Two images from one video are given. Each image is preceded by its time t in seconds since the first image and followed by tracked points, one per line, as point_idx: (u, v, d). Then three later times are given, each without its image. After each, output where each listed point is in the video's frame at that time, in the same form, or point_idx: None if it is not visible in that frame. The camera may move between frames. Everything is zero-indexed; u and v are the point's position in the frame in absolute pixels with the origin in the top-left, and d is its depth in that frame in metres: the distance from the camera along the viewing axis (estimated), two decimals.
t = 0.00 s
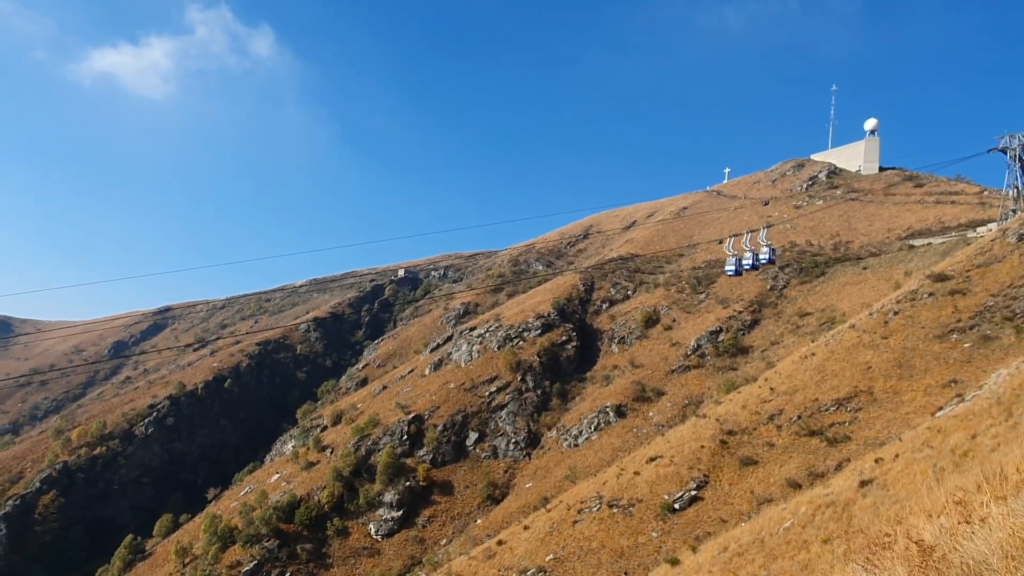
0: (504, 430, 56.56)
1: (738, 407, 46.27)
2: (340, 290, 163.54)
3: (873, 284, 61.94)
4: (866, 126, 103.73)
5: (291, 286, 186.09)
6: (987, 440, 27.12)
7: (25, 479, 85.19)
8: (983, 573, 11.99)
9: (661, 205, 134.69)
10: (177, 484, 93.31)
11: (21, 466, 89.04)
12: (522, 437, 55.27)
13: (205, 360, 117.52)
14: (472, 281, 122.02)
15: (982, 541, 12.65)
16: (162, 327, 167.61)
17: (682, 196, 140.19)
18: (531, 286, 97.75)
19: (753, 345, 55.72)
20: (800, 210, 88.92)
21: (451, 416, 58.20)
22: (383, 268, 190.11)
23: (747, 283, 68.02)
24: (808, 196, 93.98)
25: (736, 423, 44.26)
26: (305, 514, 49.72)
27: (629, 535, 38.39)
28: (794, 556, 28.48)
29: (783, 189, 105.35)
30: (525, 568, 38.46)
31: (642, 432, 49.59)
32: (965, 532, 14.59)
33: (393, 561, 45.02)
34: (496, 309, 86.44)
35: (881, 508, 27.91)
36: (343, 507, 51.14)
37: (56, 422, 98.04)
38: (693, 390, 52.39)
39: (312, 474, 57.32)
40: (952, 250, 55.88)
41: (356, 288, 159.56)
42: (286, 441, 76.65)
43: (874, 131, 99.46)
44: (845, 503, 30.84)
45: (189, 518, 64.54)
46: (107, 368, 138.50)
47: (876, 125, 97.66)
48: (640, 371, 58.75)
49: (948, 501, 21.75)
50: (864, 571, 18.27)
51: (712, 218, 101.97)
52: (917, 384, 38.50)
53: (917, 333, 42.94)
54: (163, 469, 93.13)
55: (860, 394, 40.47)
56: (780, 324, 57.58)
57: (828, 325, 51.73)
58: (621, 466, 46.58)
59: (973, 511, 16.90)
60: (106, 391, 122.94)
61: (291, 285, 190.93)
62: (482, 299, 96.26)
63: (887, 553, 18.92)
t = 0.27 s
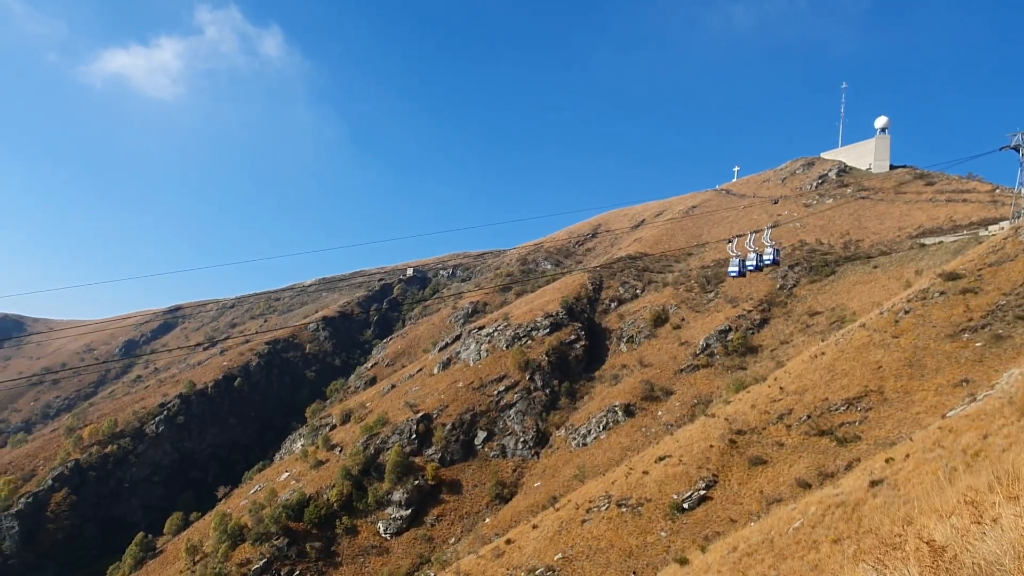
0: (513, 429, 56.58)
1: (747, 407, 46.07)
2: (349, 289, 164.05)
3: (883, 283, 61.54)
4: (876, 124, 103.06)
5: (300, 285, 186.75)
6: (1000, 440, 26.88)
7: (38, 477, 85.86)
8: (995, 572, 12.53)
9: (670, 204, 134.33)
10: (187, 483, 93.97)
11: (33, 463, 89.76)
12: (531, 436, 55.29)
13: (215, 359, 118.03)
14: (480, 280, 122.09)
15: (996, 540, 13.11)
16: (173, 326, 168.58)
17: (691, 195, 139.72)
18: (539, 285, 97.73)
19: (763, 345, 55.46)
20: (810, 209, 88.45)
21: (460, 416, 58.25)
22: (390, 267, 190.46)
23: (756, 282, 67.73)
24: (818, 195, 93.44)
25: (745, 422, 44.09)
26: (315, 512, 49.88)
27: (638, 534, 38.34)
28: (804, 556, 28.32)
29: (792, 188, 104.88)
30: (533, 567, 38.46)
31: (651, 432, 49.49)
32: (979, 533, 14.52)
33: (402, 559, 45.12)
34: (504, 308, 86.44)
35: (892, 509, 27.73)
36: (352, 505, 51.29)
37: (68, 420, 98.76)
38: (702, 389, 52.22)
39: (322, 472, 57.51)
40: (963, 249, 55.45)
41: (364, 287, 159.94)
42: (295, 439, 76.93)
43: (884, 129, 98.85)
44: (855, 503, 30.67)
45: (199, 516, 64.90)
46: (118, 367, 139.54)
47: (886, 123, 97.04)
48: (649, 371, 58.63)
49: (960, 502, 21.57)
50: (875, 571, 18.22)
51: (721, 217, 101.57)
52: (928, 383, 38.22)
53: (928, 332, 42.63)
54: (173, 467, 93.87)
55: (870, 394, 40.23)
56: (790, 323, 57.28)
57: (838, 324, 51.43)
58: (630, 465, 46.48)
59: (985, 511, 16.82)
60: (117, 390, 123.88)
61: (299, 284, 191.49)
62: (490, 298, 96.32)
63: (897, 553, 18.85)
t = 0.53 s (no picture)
0: (518, 428, 56.60)
1: (753, 406, 45.95)
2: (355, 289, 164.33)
3: (890, 282, 61.27)
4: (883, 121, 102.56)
5: (306, 283, 186.97)
6: (1008, 439, 26.73)
7: (46, 474, 86.36)
8: (1005, 572, 12.57)
9: (676, 202, 134.01)
10: (194, 480, 94.09)
11: (42, 461, 90.27)
12: (536, 435, 55.27)
13: (222, 357, 118.35)
14: (486, 278, 122.08)
15: (1003, 540, 13.15)
16: (180, 325, 169.19)
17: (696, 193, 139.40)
18: (545, 283, 97.65)
19: (769, 343, 55.29)
20: (816, 207, 88.15)
21: (466, 414, 58.26)
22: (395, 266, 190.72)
23: (763, 281, 67.54)
24: (824, 193, 93.08)
25: (752, 421, 43.99)
26: (321, 510, 50.00)
27: (644, 533, 38.32)
28: (811, 555, 28.25)
29: (799, 186, 104.53)
30: (539, 565, 38.48)
31: (657, 430, 49.42)
32: (986, 531, 14.49)
33: (408, 557, 45.19)
34: (510, 307, 86.45)
35: (899, 507, 27.60)
36: (358, 504, 51.38)
37: (76, 418, 99.26)
38: (708, 388, 52.13)
39: (328, 471, 57.63)
40: (971, 246, 55.17)
41: (369, 287, 160.24)
42: (301, 438, 77.07)
43: (891, 127, 98.38)
44: (862, 502, 30.57)
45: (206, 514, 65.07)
46: (125, 365, 140.10)
47: (893, 120, 96.59)
48: (655, 369, 58.54)
49: (967, 501, 21.47)
50: (882, 570, 18.17)
51: (727, 215, 101.32)
52: (936, 382, 38.06)
53: (936, 331, 42.44)
54: (180, 465, 94.13)
55: (877, 392, 40.09)
56: (796, 322, 57.08)
57: (845, 323, 51.24)
58: (636, 464, 46.42)
59: (993, 510, 16.77)
60: (124, 388, 124.35)
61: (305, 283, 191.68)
62: (496, 297, 96.30)
63: (904, 553, 18.83)
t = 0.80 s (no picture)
0: (522, 427, 56.60)
1: (758, 405, 45.86)
2: (359, 287, 164.56)
3: (896, 281, 61.06)
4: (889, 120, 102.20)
5: (311, 282, 187.19)
6: (1014, 438, 26.60)
7: (52, 472, 86.61)
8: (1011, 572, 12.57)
9: (680, 201, 133.80)
10: (199, 479, 94.42)
11: (48, 459, 90.57)
12: (541, 433, 55.27)
13: (227, 356, 118.59)
14: (490, 277, 122.07)
15: (1009, 540, 13.16)
16: (185, 324, 169.68)
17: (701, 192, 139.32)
18: (549, 282, 97.64)
19: (774, 342, 55.18)
20: (822, 206, 87.91)
21: (470, 413, 58.29)
22: (399, 265, 190.88)
23: (767, 279, 67.42)
24: (829, 191, 92.92)
25: (756, 420, 43.92)
26: (325, 508, 50.06)
27: (648, 532, 38.30)
28: (816, 554, 28.19)
29: (804, 184, 104.30)
30: (543, 564, 38.50)
31: (661, 429, 49.37)
32: (992, 531, 14.46)
33: (412, 556, 45.23)
34: (514, 305, 86.46)
35: (904, 507, 27.50)
36: (362, 502, 51.45)
37: (81, 417, 99.56)
38: (712, 387, 52.07)
39: (332, 469, 57.71)
40: (977, 245, 54.95)
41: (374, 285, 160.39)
42: (306, 436, 77.19)
43: (897, 125, 98.04)
44: (867, 502, 30.47)
45: (211, 512, 65.22)
46: (130, 364, 140.67)
47: (899, 119, 96.28)
48: (659, 368, 58.48)
49: (973, 500, 21.39)
50: (887, 570, 18.13)
51: (732, 214, 101.19)
52: (941, 381, 37.92)
53: (941, 330, 42.29)
54: (185, 464, 94.36)
55: (882, 392, 39.97)
56: (801, 321, 56.94)
57: (850, 322, 51.12)
58: (640, 463, 46.38)
59: (998, 510, 16.73)
60: (130, 386, 124.85)
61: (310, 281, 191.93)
62: (500, 296, 96.34)
63: (909, 552, 18.83)
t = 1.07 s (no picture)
0: (526, 425, 56.60)
1: (762, 404, 45.78)
2: (364, 286, 164.79)
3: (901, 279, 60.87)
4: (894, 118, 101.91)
5: (315, 281, 187.44)
6: (1020, 438, 26.49)
7: (58, 470, 86.93)
8: (1016, 572, 12.53)
9: (685, 200, 133.62)
10: (204, 477, 94.76)
11: (55, 457, 90.91)
12: (545, 432, 55.27)
13: (231, 354, 118.83)
14: (494, 276, 122.08)
15: (1014, 540, 13.16)
16: (190, 323, 170.21)
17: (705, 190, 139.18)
18: (553, 281, 97.66)
19: (779, 341, 55.08)
20: (826, 204, 87.70)
21: (474, 412, 58.32)
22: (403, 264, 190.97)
23: (772, 278, 67.30)
24: (834, 190, 92.70)
25: (761, 419, 43.85)
26: (330, 507, 50.18)
27: (652, 531, 38.28)
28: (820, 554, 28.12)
29: (809, 183, 104.10)
30: (548, 563, 38.53)
31: (666, 428, 49.32)
32: (998, 530, 14.42)
33: (416, 554, 45.30)
34: (518, 304, 86.45)
35: (909, 506, 27.41)
36: (366, 500, 51.56)
37: (87, 415, 99.91)
38: (716, 385, 52.01)
39: (336, 468, 57.81)
40: (983, 244, 54.76)
41: (378, 284, 160.51)
42: (310, 434, 77.34)
43: (902, 123, 97.74)
44: (872, 501, 30.39)
45: (216, 510, 65.39)
46: (135, 362, 141.18)
47: (904, 117, 95.99)
48: (663, 367, 58.40)
49: (978, 499, 21.32)
50: (892, 570, 18.10)
51: (737, 212, 101.02)
52: (946, 380, 37.81)
53: (947, 329, 42.15)
54: (191, 462, 94.63)
55: (887, 391, 39.85)
56: (806, 319, 56.80)
57: (855, 321, 51.00)
58: (644, 462, 46.32)
59: (1003, 510, 16.69)
60: (135, 385, 125.29)
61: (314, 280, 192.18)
62: (504, 294, 96.34)
63: (914, 552, 18.78)
